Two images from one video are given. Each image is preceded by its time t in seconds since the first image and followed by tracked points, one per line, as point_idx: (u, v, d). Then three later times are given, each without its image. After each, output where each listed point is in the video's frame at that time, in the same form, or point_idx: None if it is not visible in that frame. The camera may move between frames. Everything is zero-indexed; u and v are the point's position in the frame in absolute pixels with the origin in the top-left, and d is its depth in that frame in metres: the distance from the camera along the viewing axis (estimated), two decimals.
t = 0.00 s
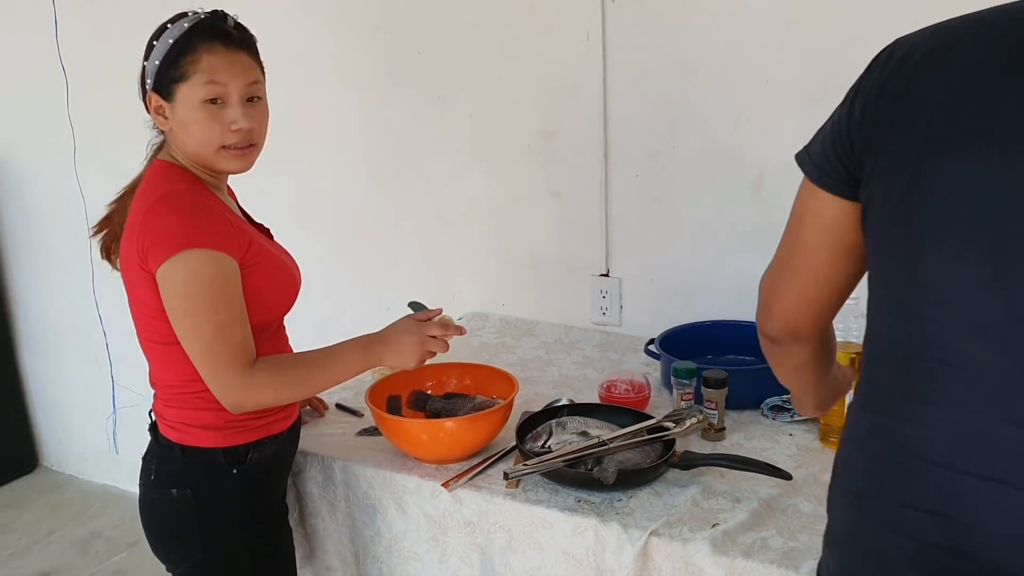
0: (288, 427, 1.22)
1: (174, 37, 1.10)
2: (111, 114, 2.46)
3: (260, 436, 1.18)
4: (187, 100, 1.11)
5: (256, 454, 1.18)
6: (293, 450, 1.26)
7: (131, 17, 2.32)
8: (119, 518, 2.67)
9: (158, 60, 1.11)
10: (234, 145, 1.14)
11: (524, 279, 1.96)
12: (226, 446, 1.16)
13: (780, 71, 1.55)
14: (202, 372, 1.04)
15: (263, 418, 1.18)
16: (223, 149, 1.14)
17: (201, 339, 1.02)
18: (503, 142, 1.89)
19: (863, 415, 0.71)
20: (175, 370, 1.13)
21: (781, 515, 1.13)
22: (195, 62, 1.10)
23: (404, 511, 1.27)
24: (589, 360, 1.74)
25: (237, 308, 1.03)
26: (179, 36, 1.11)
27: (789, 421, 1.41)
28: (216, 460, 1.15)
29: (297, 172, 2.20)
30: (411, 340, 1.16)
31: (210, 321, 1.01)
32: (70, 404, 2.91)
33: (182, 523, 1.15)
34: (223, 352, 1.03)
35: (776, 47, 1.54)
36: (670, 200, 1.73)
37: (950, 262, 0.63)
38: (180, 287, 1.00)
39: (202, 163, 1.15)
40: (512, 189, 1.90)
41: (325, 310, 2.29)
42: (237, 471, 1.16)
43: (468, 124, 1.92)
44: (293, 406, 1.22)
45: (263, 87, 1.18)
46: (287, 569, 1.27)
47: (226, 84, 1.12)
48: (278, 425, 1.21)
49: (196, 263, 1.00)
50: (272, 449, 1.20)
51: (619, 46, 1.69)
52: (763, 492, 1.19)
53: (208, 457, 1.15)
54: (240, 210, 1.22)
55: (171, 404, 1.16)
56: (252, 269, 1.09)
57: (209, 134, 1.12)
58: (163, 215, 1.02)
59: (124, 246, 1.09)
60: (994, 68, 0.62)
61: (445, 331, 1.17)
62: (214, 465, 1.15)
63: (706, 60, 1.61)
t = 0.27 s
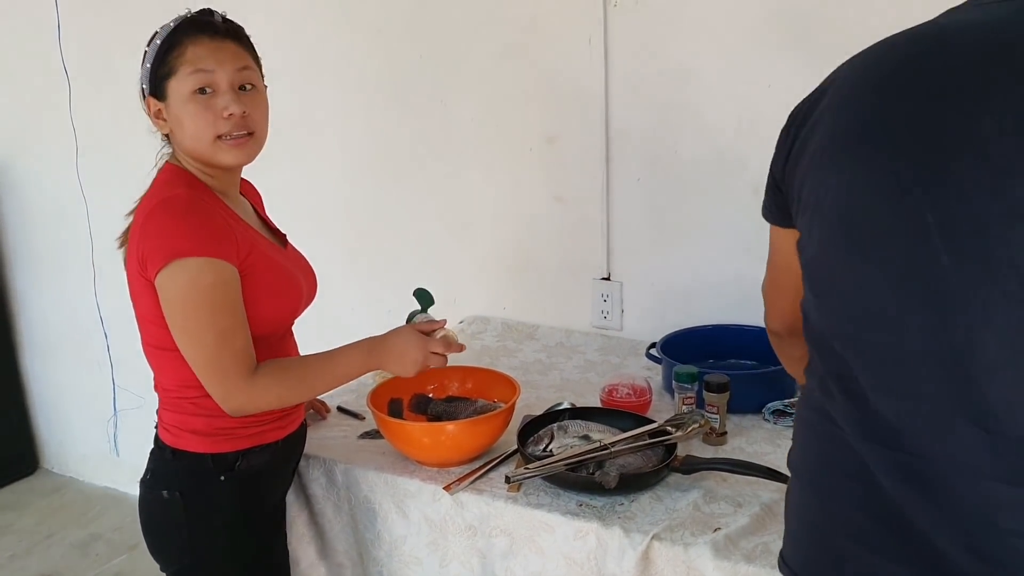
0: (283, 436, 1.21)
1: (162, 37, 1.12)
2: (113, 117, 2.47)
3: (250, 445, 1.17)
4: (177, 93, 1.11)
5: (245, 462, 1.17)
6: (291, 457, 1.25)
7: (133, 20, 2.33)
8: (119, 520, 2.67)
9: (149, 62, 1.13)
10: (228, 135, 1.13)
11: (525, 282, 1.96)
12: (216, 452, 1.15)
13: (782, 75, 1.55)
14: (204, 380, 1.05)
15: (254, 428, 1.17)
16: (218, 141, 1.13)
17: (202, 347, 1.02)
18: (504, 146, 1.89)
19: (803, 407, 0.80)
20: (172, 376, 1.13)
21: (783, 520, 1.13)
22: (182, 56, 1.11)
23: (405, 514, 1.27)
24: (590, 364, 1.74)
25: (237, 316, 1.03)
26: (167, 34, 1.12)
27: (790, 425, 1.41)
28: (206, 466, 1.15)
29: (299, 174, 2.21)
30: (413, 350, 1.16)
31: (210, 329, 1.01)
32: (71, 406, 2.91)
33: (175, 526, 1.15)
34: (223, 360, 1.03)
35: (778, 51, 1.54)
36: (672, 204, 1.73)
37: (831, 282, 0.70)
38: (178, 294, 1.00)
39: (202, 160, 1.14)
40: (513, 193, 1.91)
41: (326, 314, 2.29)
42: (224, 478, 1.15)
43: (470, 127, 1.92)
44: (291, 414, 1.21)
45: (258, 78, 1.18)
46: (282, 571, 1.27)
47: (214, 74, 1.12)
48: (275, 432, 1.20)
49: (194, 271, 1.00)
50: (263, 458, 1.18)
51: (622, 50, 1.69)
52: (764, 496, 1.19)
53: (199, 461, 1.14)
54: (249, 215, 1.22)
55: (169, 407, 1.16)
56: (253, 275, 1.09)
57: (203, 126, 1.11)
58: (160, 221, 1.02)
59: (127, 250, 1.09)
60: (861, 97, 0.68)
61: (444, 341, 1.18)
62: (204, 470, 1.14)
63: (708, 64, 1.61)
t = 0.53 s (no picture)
0: (288, 440, 1.21)
1: (179, 42, 1.12)
2: (116, 121, 2.47)
3: (255, 448, 1.17)
4: (193, 99, 1.11)
5: (250, 466, 1.16)
6: (295, 462, 1.25)
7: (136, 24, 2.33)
8: (120, 523, 2.67)
9: (166, 65, 1.12)
10: (242, 143, 1.13)
11: (529, 286, 1.96)
12: (221, 456, 1.15)
13: (785, 80, 1.55)
14: (205, 387, 1.04)
15: (259, 431, 1.17)
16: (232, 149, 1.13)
17: (204, 356, 1.02)
18: (508, 150, 1.89)
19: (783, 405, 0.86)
20: (178, 380, 1.13)
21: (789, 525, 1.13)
22: (200, 61, 1.11)
23: (410, 518, 1.27)
24: (594, 368, 1.74)
25: (240, 326, 1.03)
26: (186, 38, 1.12)
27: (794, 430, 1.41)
28: (211, 470, 1.14)
29: (302, 178, 2.21)
30: (414, 374, 1.15)
31: (214, 338, 1.01)
32: (72, 409, 2.91)
33: (180, 530, 1.15)
34: (224, 369, 1.03)
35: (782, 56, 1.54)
36: (676, 208, 1.73)
37: (788, 292, 0.77)
38: (183, 301, 1.00)
39: (213, 167, 1.14)
40: (517, 196, 1.91)
41: (329, 317, 2.29)
42: (229, 482, 1.15)
43: (473, 131, 1.92)
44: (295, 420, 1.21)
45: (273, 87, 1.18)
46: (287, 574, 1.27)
47: (232, 82, 1.12)
48: (279, 437, 1.20)
49: (200, 279, 1.00)
50: (268, 463, 1.18)
51: (625, 54, 1.69)
52: (769, 501, 1.19)
53: (203, 465, 1.14)
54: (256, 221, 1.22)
55: (175, 411, 1.16)
56: (260, 282, 1.09)
57: (217, 133, 1.11)
58: (167, 227, 1.02)
59: (135, 254, 1.09)
60: (803, 121, 0.74)
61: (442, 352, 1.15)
62: (209, 474, 1.14)
63: (711, 69, 1.61)
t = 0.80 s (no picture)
0: (297, 440, 1.22)
1: (216, 43, 1.11)
2: (121, 123, 2.47)
3: (264, 448, 1.17)
4: (234, 103, 1.11)
5: (261, 466, 1.17)
6: (304, 462, 1.25)
7: (142, 26, 2.33)
8: (123, 524, 2.67)
9: (200, 64, 1.11)
10: (281, 149, 1.16)
11: (534, 289, 1.96)
12: (232, 455, 1.15)
13: (792, 84, 1.55)
14: (211, 379, 1.05)
15: (268, 432, 1.17)
16: (269, 153, 1.15)
17: (215, 345, 1.02)
18: (514, 152, 1.89)
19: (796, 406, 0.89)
20: (189, 378, 1.13)
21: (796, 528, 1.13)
22: (241, 67, 1.11)
23: (416, 520, 1.27)
24: (599, 371, 1.74)
25: (251, 317, 1.04)
26: (221, 40, 1.11)
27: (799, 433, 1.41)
28: (222, 469, 1.15)
29: (307, 180, 2.21)
30: (420, 382, 1.14)
31: (225, 328, 1.01)
32: (75, 411, 2.91)
33: (190, 530, 1.15)
34: (234, 360, 1.03)
35: (788, 59, 1.54)
36: (681, 211, 1.73)
37: (792, 296, 0.80)
38: (199, 291, 1.01)
39: (244, 168, 1.15)
40: (522, 199, 1.91)
41: (333, 319, 2.29)
42: (240, 482, 1.15)
43: (479, 133, 1.93)
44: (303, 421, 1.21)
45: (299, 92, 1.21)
46: None
47: (272, 89, 1.14)
48: (288, 436, 1.20)
49: (217, 268, 1.01)
50: (278, 462, 1.19)
51: (632, 57, 1.70)
52: (776, 504, 1.19)
53: (214, 465, 1.15)
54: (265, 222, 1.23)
55: (184, 410, 1.17)
56: (273, 278, 1.09)
57: (257, 138, 1.13)
58: (186, 222, 1.03)
59: (149, 250, 1.10)
60: (811, 128, 0.77)
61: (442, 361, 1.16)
62: (220, 474, 1.15)
63: (718, 72, 1.61)
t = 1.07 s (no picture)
0: (302, 439, 1.22)
1: (247, 48, 1.11)
2: (125, 124, 2.48)
3: (273, 447, 1.18)
4: (263, 110, 1.12)
5: (270, 465, 1.18)
6: (309, 461, 1.26)
7: (147, 27, 2.34)
8: (125, 526, 2.67)
9: (230, 68, 1.10)
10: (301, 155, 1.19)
11: (537, 292, 1.96)
12: (241, 454, 1.16)
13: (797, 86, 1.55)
14: (224, 374, 1.05)
15: (276, 430, 1.18)
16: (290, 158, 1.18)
17: (228, 340, 1.02)
18: (518, 155, 1.89)
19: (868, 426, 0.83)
20: (196, 378, 1.14)
21: (800, 531, 1.12)
22: (272, 74, 1.12)
23: (419, 522, 1.27)
24: (602, 373, 1.74)
25: (263, 312, 1.04)
26: (253, 45, 1.11)
27: (803, 437, 1.40)
28: (231, 468, 1.16)
29: (312, 181, 2.21)
30: (441, 387, 1.16)
31: (235, 323, 1.02)
32: (78, 412, 2.91)
33: (198, 531, 1.15)
34: (247, 355, 1.03)
35: (793, 62, 1.54)
36: (686, 214, 1.73)
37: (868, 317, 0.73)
38: (211, 286, 1.01)
39: (261, 171, 1.17)
40: (526, 201, 1.91)
41: (337, 321, 2.30)
42: (250, 481, 1.16)
43: (483, 136, 1.93)
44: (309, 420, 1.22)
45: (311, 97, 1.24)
46: None
47: (298, 97, 1.16)
48: (294, 436, 1.21)
49: (228, 263, 1.01)
50: (286, 462, 1.20)
51: (637, 59, 1.70)
52: (780, 508, 1.19)
53: (223, 465, 1.15)
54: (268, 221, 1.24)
55: (190, 411, 1.17)
56: (280, 277, 1.10)
57: (282, 144, 1.15)
58: (195, 220, 1.04)
59: (156, 250, 1.10)
60: (895, 144, 0.70)
61: (472, 375, 1.17)
62: (228, 474, 1.16)
63: (723, 75, 1.61)
